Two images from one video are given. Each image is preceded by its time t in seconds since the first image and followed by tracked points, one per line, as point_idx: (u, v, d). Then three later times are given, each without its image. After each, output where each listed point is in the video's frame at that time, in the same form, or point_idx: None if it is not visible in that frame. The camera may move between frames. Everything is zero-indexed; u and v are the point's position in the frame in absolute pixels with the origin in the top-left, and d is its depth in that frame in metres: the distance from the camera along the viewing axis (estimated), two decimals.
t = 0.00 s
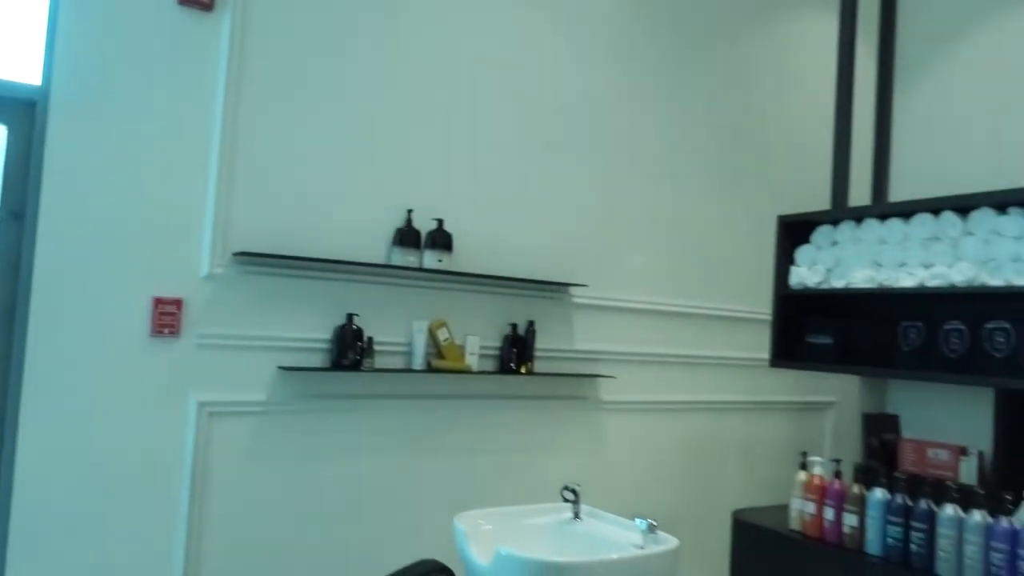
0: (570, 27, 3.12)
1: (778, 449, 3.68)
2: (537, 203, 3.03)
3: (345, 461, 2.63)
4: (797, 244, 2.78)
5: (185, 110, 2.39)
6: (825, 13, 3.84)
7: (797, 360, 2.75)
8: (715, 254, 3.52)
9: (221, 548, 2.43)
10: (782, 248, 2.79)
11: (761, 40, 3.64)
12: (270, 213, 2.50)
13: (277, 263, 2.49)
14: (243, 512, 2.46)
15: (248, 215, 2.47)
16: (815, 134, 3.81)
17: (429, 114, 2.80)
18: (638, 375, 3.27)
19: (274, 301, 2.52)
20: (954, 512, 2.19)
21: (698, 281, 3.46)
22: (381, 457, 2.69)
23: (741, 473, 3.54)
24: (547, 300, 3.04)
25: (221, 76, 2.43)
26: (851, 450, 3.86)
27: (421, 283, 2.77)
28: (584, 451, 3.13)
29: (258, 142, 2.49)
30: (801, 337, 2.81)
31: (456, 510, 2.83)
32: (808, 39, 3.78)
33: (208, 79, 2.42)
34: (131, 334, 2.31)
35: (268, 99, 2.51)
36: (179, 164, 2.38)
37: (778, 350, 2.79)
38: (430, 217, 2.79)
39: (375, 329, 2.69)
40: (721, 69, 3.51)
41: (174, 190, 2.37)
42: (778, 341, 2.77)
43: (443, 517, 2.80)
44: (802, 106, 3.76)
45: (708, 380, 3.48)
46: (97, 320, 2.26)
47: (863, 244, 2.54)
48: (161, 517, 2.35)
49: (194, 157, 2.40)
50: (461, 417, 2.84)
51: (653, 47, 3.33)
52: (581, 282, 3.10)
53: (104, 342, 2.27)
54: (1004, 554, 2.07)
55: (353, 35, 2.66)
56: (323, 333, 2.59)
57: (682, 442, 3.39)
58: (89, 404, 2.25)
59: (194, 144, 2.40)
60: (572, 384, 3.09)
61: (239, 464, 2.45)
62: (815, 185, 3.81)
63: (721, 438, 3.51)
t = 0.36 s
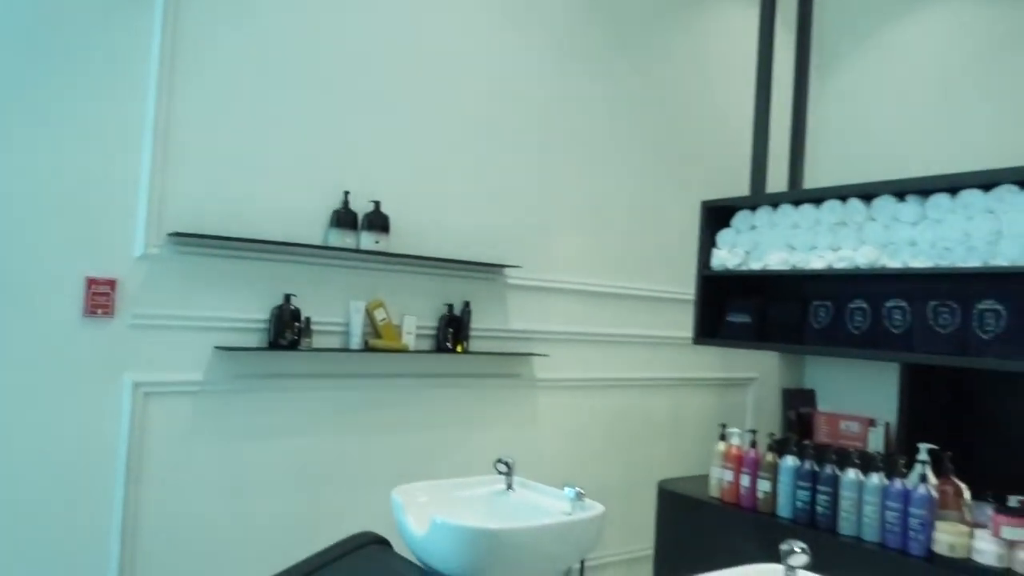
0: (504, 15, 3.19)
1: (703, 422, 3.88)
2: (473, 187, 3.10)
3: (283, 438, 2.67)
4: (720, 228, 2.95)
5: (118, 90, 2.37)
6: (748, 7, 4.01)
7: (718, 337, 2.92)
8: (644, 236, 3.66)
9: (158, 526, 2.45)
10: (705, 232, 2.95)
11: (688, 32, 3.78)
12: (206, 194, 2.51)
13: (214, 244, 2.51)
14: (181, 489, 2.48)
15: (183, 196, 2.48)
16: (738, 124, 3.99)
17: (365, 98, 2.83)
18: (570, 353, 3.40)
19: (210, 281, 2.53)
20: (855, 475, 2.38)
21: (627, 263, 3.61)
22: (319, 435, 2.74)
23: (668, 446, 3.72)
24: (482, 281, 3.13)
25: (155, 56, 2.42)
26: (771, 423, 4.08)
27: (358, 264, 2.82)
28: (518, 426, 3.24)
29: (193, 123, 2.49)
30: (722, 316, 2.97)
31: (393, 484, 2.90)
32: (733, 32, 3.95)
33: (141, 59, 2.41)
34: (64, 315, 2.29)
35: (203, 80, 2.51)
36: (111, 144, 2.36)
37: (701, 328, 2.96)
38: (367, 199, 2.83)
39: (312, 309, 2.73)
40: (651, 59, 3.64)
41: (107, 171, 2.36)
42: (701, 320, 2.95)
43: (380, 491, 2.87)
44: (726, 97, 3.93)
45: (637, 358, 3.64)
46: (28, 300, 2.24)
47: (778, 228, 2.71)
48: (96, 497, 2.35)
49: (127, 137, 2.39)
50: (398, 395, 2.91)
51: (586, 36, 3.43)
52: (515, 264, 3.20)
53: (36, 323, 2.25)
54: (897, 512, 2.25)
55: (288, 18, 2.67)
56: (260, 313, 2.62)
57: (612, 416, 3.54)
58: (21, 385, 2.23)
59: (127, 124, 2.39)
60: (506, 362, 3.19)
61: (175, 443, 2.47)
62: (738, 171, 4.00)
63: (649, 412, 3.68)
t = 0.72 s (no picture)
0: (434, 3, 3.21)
1: (623, 405, 4.02)
2: (402, 174, 3.13)
3: (207, 423, 2.66)
4: (642, 219, 3.07)
5: (33, 66, 2.30)
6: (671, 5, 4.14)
7: (638, 324, 3.05)
8: (569, 225, 3.76)
9: (76, 512, 2.41)
10: (628, 223, 3.07)
11: (614, 27, 3.89)
12: (127, 176, 2.47)
13: (136, 226, 2.47)
14: (100, 475, 2.45)
15: (103, 177, 2.42)
16: (659, 118, 4.13)
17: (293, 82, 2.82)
18: (497, 338, 3.47)
19: (131, 264, 2.49)
20: (762, 454, 2.54)
21: (553, 251, 3.70)
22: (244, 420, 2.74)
23: (590, 428, 3.85)
24: (410, 268, 3.17)
25: (73, 32, 2.35)
26: (687, 407, 4.26)
27: (285, 249, 2.82)
28: (445, 410, 3.30)
29: (115, 102, 2.44)
30: (642, 303, 3.10)
31: (319, 468, 2.93)
32: (655, 29, 4.08)
33: (59, 35, 2.34)
34: None
35: (125, 59, 2.45)
36: (27, 122, 2.29)
37: (623, 315, 3.08)
38: (295, 184, 2.83)
39: (238, 293, 2.72)
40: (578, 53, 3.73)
41: (22, 149, 2.29)
42: (623, 307, 3.06)
43: (306, 475, 2.89)
44: (649, 92, 4.07)
45: (561, 343, 3.74)
46: None
47: (695, 220, 2.84)
48: (10, 484, 2.30)
49: (44, 115, 2.32)
50: (325, 380, 2.93)
51: (515, 27, 3.48)
52: (443, 251, 3.25)
53: None
54: (798, 487, 2.42)
55: None
56: (184, 298, 2.59)
57: (536, 400, 3.64)
58: None
59: (43, 101, 2.32)
60: (434, 347, 3.24)
61: (94, 428, 2.43)
62: (659, 164, 4.14)
63: (573, 396, 3.79)
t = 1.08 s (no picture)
0: None
1: (552, 386, 4.12)
2: (333, 157, 3.11)
3: (132, 408, 2.60)
4: (572, 204, 3.15)
5: None
6: None
7: (568, 306, 3.13)
8: (500, 209, 3.81)
9: None
10: (559, 208, 3.14)
11: (545, 14, 3.93)
12: (45, 153, 2.37)
13: (55, 205, 2.38)
14: (18, 462, 2.37)
15: (19, 154, 2.33)
16: (588, 105, 4.21)
17: (221, 60, 2.76)
18: (428, 321, 3.50)
19: (50, 246, 2.40)
20: (685, 431, 2.66)
21: (484, 235, 3.74)
22: (171, 405, 2.69)
23: (519, 409, 3.93)
24: (341, 251, 3.16)
25: None
26: (613, 387, 4.39)
27: (213, 231, 2.77)
28: (376, 393, 3.31)
29: (31, 76, 2.34)
30: (572, 287, 3.18)
31: (249, 452, 2.90)
32: (584, 17, 4.15)
33: None
34: None
35: (41, 31, 2.35)
36: None
37: (554, 298, 3.15)
38: (223, 164, 2.77)
39: (164, 276, 2.66)
40: (509, 39, 3.76)
41: None
42: (553, 290, 3.14)
43: (236, 458, 2.87)
44: (578, 79, 4.14)
45: (492, 326, 3.80)
46: None
47: (623, 206, 2.94)
48: None
49: None
50: (255, 364, 2.90)
51: (448, 11, 3.49)
52: (375, 234, 3.25)
53: None
54: (719, 461, 2.55)
55: None
56: (107, 280, 2.52)
57: (467, 382, 3.69)
58: None
59: None
60: (365, 331, 3.24)
61: (12, 415, 2.35)
62: (587, 151, 4.23)
63: (503, 378, 3.86)
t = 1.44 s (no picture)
0: None
1: (477, 366, 4.18)
2: (251, 139, 3.04)
3: (47, 402, 2.49)
4: (496, 185, 3.20)
5: None
6: None
7: (494, 287, 3.19)
8: (423, 191, 3.81)
9: None
10: (483, 189, 3.18)
11: None
12: None
13: None
14: None
15: None
16: (507, 87, 4.25)
17: (131, 37, 2.65)
18: (353, 305, 3.49)
19: None
20: (610, 404, 2.76)
21: (407, 217, 3.74)
22: (88, 397, 2.59)
23: (446, 389, 3.97)
24: (263, 234, 3.10)
25: None
26: (537, 365, 4.48)
27: (128, 215, 2.67)
28: (302, 378, 3.28)
29: None
30: (497, 267, 3.24)
31: (173, 442, 2.83)
32: None
33: None
34: None
35: None
36: None
37: (480, 278, 3.20)
38: (136, 146, 2.67)
39: (76, 264, 2.55)
40: (428, 20, 3.75)
41: None
42: (479, 271, 3.19)
43: (159, 449, 2.79)
44: (497, 61, 4.16)
45: (417, 308, 3.82)
46: None
47: (546, 187, 3.01)
48: None
49: None
50: (176, 352, 2.82)
51: None
52: (297, 217, 3.20)
53: None
54: (642, 431, 2.67)
55: None
56: (14, 269, 2.40)
57: (394, 364, 3.70)
58: None
59: None
60: (290, 315, 3.21)
61: None
62: (507, 132, 4.27)
63: (429, 359, 3.89)
